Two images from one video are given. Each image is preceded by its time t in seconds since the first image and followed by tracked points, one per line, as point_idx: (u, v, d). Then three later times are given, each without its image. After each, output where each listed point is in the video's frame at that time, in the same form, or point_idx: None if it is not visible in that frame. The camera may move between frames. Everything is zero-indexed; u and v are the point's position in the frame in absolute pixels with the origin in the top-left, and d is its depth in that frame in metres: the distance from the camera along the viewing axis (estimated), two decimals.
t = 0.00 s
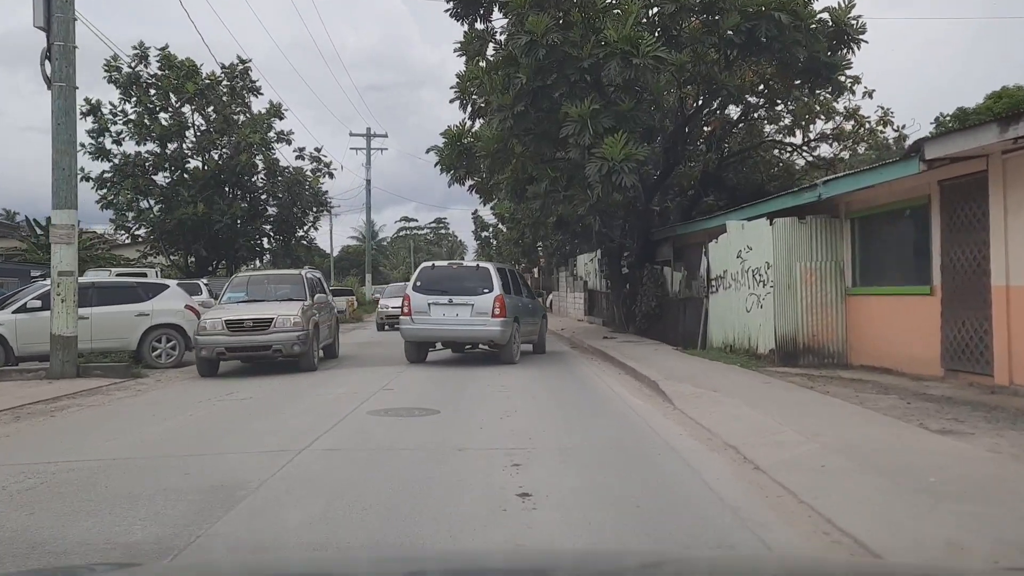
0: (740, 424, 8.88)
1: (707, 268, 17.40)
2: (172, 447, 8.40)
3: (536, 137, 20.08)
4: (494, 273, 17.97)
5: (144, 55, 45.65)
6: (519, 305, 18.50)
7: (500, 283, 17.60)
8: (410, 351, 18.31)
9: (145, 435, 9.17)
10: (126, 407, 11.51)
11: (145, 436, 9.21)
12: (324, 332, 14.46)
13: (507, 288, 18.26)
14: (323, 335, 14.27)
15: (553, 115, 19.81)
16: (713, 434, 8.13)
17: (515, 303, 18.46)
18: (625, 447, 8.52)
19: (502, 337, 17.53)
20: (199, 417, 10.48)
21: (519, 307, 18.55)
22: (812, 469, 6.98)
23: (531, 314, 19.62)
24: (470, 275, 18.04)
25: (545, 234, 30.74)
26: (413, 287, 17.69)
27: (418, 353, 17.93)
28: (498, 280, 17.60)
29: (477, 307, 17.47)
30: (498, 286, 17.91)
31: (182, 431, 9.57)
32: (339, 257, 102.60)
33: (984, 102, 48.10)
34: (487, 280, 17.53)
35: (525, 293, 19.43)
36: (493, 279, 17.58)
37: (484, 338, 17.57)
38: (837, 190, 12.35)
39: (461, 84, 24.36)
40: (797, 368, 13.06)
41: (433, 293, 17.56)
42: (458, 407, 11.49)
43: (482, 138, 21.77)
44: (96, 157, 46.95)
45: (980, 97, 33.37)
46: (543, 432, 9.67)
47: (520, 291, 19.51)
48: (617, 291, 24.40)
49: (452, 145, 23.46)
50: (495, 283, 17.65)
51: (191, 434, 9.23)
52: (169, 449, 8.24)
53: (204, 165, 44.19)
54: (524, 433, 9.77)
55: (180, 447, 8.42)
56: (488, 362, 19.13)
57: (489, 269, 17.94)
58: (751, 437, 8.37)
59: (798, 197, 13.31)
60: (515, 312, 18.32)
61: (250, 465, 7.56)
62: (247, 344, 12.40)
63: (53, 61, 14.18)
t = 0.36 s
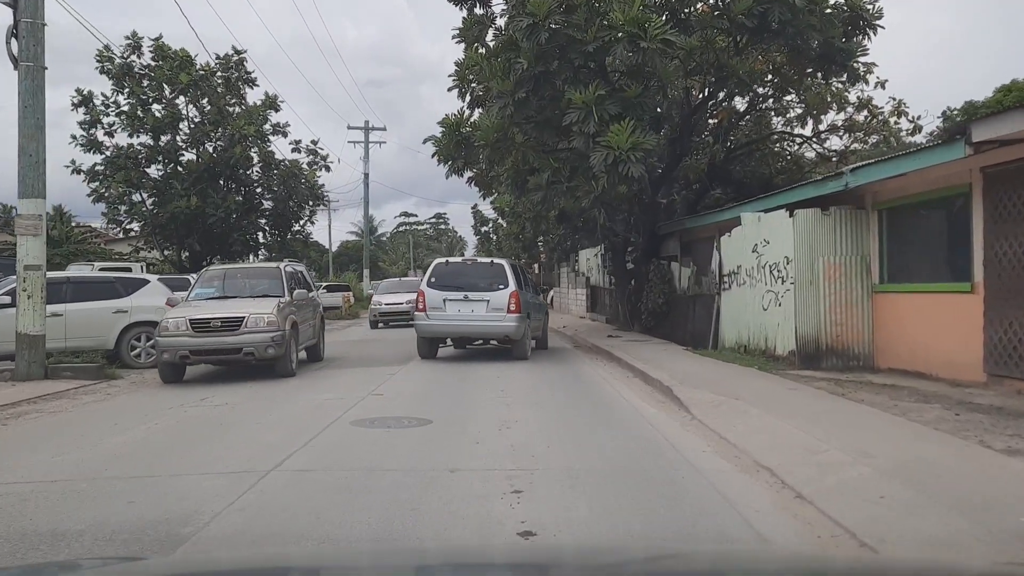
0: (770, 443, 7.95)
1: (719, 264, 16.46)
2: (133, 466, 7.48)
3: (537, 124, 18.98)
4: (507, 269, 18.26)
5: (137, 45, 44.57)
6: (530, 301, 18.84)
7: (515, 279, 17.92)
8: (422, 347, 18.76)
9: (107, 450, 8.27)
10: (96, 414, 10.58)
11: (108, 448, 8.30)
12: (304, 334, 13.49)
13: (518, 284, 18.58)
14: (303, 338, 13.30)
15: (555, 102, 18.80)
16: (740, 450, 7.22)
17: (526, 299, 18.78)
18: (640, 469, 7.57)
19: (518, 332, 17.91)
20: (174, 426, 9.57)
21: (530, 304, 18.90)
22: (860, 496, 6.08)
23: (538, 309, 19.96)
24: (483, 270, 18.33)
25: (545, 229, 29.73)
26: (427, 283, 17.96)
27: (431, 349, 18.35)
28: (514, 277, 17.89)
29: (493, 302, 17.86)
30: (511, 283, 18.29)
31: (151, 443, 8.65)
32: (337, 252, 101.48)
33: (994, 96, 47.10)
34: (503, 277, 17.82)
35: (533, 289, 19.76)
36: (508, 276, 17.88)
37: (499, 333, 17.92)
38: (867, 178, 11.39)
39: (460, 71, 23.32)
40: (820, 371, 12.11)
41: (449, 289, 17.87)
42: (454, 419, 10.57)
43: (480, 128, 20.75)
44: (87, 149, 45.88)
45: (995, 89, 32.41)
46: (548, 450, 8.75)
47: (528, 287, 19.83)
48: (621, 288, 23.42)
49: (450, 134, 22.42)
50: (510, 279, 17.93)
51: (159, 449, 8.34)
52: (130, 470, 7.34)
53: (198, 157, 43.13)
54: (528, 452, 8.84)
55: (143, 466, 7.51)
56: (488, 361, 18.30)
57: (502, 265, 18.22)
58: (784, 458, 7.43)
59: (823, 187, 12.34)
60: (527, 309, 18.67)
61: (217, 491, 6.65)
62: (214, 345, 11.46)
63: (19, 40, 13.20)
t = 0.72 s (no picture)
0: (811, 475, 6.99)
1: (733, 262, 15.44)
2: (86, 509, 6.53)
3: (539, 113, 17.90)
4: (518, 270, 18.96)
5: (130, 35, 43.43)
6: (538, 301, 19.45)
7: (527, 279, 18.68)
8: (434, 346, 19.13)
9: (61, 483, 7.32)
10: (60, 428, 9.64)
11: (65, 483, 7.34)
12: (276, 343, 12.44)
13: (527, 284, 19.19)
14: (274, 347, 12.25)
15: (560, 89, 17.70)
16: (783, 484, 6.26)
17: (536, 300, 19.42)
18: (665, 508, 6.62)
19: (529, 331, 18.60)
20: (143, 448, 8.63)
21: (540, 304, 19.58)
22: (934, 556, 5.14)
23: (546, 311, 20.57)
24: (495, 271, 19.10)
25: (548, 226, 28.67)
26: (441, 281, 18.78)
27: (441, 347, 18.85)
28: (525, 277, 18.63)
29: (505, 301, 18.68)
30: (522, 282, 19.03)
31: (115, 473, 7.71)
32: (336, 248, 100.23)
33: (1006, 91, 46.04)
34: (515, 276, 18.57)
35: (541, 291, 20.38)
36: (519, 276, 18.62)
37: (511, 331, 18.66)
38: (903, 167, 10.36)
39: (460, 58, 22.26)
40: (847, 382, 11.12)
41: (462, 288, 18.64)
42: (452, 438, 9.62)
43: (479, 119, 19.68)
44: (79, 142, 44.80)
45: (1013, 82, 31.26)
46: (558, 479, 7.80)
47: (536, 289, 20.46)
48: (626, 288, 22.42)
49: (448, 123, 21.34)
50: (521, 279, 18.65)
51: (122, 483, 7.40)
52: (83, 515, 6.40)
53: (192, 151, 42.01)
54: (534, 479, 7.88)
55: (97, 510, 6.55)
56: (489, 366, 17.43)
57: (514, 265, 18.96)
58: (831, 497, 6.48)
59: (852, 178, 11.34)
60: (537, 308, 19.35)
61: (182, 549, 5.74)
62: (167, 353, 10.39)
63: None
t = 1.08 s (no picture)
0: (864, 493, 5.88)
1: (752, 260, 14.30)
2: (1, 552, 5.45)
3: (542, 101, 16.82)
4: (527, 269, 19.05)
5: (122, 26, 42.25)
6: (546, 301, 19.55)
7: (536, 279, 18.76)
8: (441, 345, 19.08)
9: None
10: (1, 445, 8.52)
11: None
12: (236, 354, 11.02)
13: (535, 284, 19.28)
14: (232, 358, 10.81)
15: (566, 75, 16.58)
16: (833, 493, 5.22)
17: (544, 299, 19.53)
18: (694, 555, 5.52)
19: (538, 329, 18.70)
20: (88, 471, 7.51)
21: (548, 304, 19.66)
22: None
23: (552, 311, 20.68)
24: (504, 270, 19.18)
25: (551, 223, 27.52)
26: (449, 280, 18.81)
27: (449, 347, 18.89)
28: (534, 276, 18.71)
29: (514, 300, 18.70)
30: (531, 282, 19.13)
31: (47, 503, 6.58)
32: (335, 246, 98.96)
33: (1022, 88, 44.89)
34: (524, 275, 18.64)
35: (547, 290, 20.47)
36: (529, 275, 18.70)
37: (520, 330, 18.74)
38: (951, 156, 9.24)
39: (461, 45, 21.13)
40: (885, 395, 9.98)
41: (472, 286, 18.56)
42: (444, 452, 8.52)
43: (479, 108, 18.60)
44: (69, 136, 43.62)
45: None
46: (566, 500, 6.72)
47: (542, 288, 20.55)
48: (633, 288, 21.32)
49: (447, 114, 20.24)
50: (531, 278, 18.74)
51: (55, 516, 6.30)
52: None
53: (184, 145, 40.81)
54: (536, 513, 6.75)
55: (11, 548, 5.45)
56: (487, 370, 16.32)
57: (524, 265, 19.05)
58: (893, 522, 5.40)
59: (890, 168, 10.23)
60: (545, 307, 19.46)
61: None
62: (96, 365, 8.95)
63: None
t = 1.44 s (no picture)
0: (932, 541, 4.88)
1: (773, 264, 13.18)
2: None
3: (546, 92, 15.73)
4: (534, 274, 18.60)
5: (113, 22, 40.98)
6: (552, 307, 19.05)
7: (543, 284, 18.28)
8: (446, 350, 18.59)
9: None
10: None
11: None
12: (176, 375, 9.15)
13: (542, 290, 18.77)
14: (170, 380, 8.94)
15: (574, 64, 15.55)
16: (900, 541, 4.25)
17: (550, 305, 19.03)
18: None
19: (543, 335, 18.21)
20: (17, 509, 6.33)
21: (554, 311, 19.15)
22: None
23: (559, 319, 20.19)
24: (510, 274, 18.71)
25: (554, 224, 26.38)
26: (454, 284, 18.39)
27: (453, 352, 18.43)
28: (540, 281, 18.25)
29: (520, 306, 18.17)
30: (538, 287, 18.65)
31: None
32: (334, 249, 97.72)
33: None
34: (530, 280, 18.19)
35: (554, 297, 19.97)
36: (535, 280, 18.24)
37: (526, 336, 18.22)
38: (1014, 144, 8.10)
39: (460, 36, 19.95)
40: (935, 416, 8.82)
41: (480, 291, 18.20)
42: (434, 480, 7.50)
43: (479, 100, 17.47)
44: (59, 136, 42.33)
45: None
46: (576, 545, 5.72)
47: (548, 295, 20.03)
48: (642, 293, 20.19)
49: (445, 109, 19.10)
50: (537, 283, 18.29)
51: None
52: None
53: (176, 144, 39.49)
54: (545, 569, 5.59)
55: None
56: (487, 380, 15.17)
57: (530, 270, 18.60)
58: None
59: (940, 160, 9.10)
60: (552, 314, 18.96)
61: None
62: None
63: None
